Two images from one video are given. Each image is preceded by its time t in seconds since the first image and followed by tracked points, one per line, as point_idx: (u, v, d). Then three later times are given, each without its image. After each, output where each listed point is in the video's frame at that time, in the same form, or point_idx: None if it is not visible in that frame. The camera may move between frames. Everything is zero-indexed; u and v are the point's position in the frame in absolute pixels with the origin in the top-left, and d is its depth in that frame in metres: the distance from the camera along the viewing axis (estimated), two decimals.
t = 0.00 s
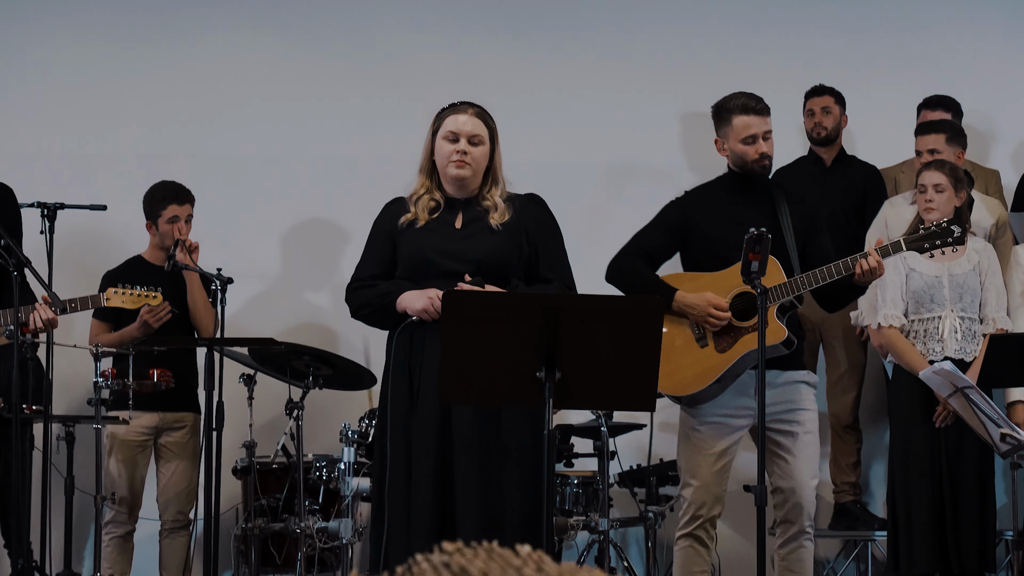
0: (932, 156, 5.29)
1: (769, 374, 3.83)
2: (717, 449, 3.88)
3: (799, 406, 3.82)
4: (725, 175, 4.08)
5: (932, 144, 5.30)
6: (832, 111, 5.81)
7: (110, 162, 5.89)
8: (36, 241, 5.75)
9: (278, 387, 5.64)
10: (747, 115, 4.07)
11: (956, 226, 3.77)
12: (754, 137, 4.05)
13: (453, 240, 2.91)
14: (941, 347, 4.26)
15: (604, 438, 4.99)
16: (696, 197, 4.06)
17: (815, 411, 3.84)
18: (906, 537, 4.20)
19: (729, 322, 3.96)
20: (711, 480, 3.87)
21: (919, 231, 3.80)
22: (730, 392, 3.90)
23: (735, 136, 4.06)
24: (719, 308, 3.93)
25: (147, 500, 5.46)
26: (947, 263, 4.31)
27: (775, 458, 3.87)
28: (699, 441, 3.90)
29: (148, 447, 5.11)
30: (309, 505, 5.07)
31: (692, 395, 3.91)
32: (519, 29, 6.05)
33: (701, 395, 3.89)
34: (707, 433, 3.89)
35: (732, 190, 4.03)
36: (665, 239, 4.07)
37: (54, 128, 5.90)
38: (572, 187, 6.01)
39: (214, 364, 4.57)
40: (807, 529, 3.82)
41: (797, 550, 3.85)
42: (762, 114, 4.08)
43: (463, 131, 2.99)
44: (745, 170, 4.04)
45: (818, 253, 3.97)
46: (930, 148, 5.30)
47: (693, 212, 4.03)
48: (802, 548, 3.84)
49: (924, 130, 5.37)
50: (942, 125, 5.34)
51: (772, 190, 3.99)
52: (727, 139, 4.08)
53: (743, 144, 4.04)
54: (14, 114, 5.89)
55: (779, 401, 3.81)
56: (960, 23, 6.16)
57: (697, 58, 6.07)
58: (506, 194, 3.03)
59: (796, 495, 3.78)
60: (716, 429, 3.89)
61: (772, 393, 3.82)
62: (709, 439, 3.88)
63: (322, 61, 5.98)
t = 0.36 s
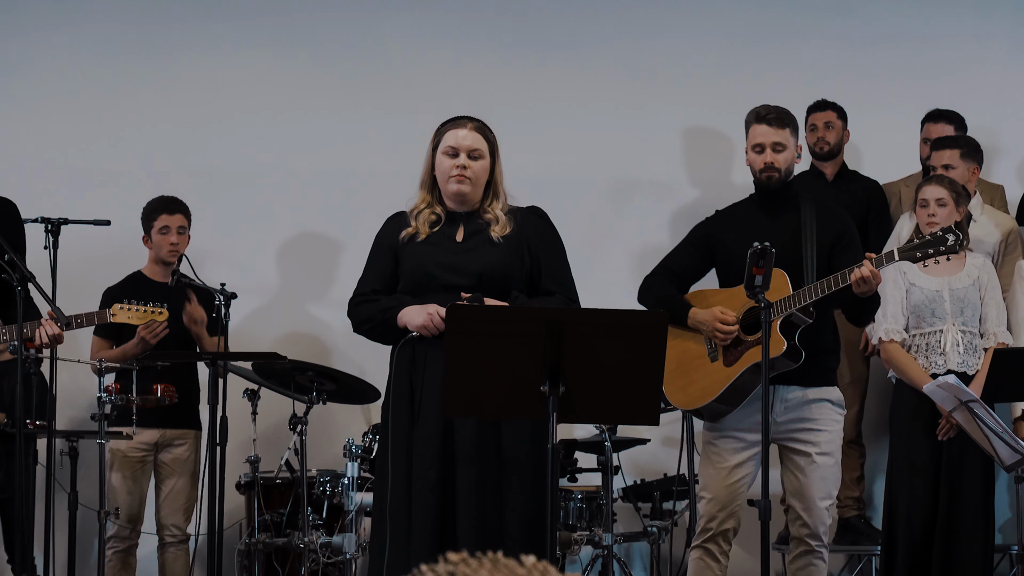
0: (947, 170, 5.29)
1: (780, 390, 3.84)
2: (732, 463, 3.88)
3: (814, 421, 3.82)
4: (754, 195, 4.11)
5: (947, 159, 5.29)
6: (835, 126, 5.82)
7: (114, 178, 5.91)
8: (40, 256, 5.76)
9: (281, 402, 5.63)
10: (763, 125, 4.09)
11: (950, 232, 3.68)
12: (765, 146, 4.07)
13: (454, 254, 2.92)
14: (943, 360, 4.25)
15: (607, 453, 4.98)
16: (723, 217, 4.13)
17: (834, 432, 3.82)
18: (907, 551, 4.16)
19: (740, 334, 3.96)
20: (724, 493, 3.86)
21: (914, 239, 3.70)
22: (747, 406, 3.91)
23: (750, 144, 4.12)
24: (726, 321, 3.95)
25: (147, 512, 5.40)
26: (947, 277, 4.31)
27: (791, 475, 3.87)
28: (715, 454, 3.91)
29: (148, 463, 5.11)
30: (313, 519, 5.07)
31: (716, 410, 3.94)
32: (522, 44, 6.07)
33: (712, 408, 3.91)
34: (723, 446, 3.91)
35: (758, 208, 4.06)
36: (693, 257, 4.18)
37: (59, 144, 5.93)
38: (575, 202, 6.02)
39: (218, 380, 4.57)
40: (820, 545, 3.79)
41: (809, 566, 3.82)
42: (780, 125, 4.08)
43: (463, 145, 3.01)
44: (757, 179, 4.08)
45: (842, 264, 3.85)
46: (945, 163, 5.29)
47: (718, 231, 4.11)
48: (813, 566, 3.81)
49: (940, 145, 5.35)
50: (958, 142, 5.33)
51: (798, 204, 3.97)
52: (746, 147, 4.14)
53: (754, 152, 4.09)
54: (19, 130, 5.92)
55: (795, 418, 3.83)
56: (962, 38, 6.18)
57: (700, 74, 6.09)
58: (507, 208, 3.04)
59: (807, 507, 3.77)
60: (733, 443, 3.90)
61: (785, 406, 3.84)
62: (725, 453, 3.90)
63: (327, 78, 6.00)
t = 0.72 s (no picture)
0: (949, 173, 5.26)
1: (781, 393, 3.84)
2: (734, 466, 3.88)
3: (815, 425, 3.81)
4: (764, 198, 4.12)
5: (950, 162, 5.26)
6: (834, 131, 5.77)
7: (119, 183, 5.92)
8: (44, 260, 5.78)
9: (285, 405, 5.64)
10: (784, 128, 4.06)
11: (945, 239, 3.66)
12: (782, 150, 4.05)
13: (457, 258, 2.92)
14: (946, 365, 4.22)
15: (611, 457, 4.98)
16: (732, 220, 4.14)
17: (834, 437, 3.82)
18: (910, 555, 4.14)
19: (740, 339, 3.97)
20: (726, 497, 3.85)
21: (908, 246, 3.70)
22: (748, 409, 3.89)
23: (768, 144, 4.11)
24: (724, 328, 3.99)
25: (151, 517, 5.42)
26: (948, 282, 4.31)
27: (793, 479, 3.86)
28: (717, 458, 3.91)
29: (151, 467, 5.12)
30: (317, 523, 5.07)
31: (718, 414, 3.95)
32: (526, 49, 6.08)
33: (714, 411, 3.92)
34: (725, 451, 3.91)
35: (768, 211, 4.06)
36: (700, 260, 4.20)
37: (64, 149, 5.94)
38: (578, 206, 6.02)
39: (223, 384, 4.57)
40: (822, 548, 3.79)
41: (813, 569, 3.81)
42: (801, 131, 4.04)
43: (467, 149, 3.01)
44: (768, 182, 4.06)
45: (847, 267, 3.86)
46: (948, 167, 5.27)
47: (726, 233, 4.12)
48: (817, 570, 3.80)
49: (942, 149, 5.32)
50: (960, 146, 5.30)
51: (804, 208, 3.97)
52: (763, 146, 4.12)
53: (770, 154, 4.07)
54: (24, 135, 5.94)
55: (795, 422, 3.83)
56: (966, 43, 6.17)
57: (704, 79, 6.10)
58: (511, 212, 3.04)
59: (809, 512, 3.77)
60: (735, 447, 3.89)
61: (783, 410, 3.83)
62: (727, 457, 3.89)
63: (331, 83, 6.01)
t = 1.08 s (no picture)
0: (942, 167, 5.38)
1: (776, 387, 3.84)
2: (729, 462, 3.87)
3: (810, 421, 3.80)
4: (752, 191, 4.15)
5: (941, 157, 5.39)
6: (838, 126, 5.89)
7: (122, 180, 5.91)
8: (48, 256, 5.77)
9: (289, 401, 5.63)
10: (785, 123, 4.17)
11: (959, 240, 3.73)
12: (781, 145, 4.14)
13: (462, 251, 2.91)
14: (954, 360, 4.21)
15: (615, 453, 4.96)
16: (721, 212, 4.11)
17: (828, 429, 3.80)
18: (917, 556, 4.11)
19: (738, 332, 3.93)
20: (721, 493, 3.84)
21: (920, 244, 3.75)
22: (742, 404, 3.90)
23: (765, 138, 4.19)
24: (725, 318, 3.91)
25: (155, 512, 5.41)
26: (956, 278, 4.27)
27: (788, 475, 3.85)
28: (711, 454, 3.88)
29: (154, 462, 5.12)
30: (321, 519, 5.07)
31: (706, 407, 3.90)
32: (530, 46, 6.06)
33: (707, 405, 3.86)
34: (719, 447, 3.88)
35: (759, 206, 4.08)
36: (686, 253, 4.13)
37: (68, 146, 5.93)
38: (583, 202, 6.01)
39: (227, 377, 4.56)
40: (820, 543, 3.78)
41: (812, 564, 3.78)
42: (800, 128, 4.16)
43: (472, 142, 3.00)
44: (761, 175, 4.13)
45: (837, 264, 3.92)
46: (937, 161, 5.38)
47: (717, 227, 4.08)
48: (817, 564, 3.78)
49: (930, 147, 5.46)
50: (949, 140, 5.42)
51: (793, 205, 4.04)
52: (759, 138, 4.20)
53: (768, 147, 4.15)
54: (28, 132, 5.93)
55: (793, 416, 3.80)
56: (972, 40, 6.15)
57: (710, 75, 6.08)
58: (516, 205, 3.03)
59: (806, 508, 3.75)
60: (730, 443, 3.87)
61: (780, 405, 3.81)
62: (721, 453, 3.87)
63: (335, 80, 6.00)
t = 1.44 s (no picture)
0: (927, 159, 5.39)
1: (756, 376, 3.86)
2: (718, 452, 3.83)
3: (796, 409, 3.78)
4: (718, 179, 4.06)
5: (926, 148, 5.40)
6: (846, 118, 5.81)
7: (129, 173, 5.91)
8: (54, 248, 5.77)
9: (295, 393, 5.63)
10: (759, 120, 4.05)
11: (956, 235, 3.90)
12: (761, 144, 4.04)
13: (467, 239, 2.88)
14: (963, 351, 4.17)
15: (622, 445, 4.95)
16: (693, 200, 4.01)
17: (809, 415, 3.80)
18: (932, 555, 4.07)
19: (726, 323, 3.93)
20: (713, 484, 3.82)
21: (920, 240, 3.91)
22: (725, 394, 3.84)
23: (744, 138, 4.04)
24: (714, 310, 3.91)
25: (161, 505, 5.42)
26: (966, 267, 4.24)
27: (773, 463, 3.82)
28: (698, 445, 3.84)
29: (161, 454, 5.11)
30: (327, 510, 5.07)
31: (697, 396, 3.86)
32: (537, 39, 6.04)
33: (702, 395, 3.82)
34: (706, 438, 3.84)
35: (728, 194, 4.00)
36: (658, 241, 4.04)
37: (73, 139, 5.92)
38: (588, 195, 5.99)
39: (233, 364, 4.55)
40: (811, 530, 3.75)
41: (803, 552, 3.77)
42: (772, 123, 4.08)
43: (476, 129, 2.98)
44: (743, 175, 4.02)
45: (805, 255, 4.01)
46: (922, 153, 5.39)
47: (693, 215, 3.99)
48: (807, 551, 3.76)
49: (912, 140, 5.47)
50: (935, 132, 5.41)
51: (762, 195, 4.00)
52: (734, 139, 4.06)
53: (749, 148, 4.03)
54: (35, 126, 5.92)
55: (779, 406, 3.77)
56: (980, 31, 6.12)
57: (717, 66, 6.05)
58: (521, 192, 3.01)
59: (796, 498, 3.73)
60: (714, 433, 3.83)
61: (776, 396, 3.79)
62: (709, 444, 3.83)
63: (340, 73, 5.98)
